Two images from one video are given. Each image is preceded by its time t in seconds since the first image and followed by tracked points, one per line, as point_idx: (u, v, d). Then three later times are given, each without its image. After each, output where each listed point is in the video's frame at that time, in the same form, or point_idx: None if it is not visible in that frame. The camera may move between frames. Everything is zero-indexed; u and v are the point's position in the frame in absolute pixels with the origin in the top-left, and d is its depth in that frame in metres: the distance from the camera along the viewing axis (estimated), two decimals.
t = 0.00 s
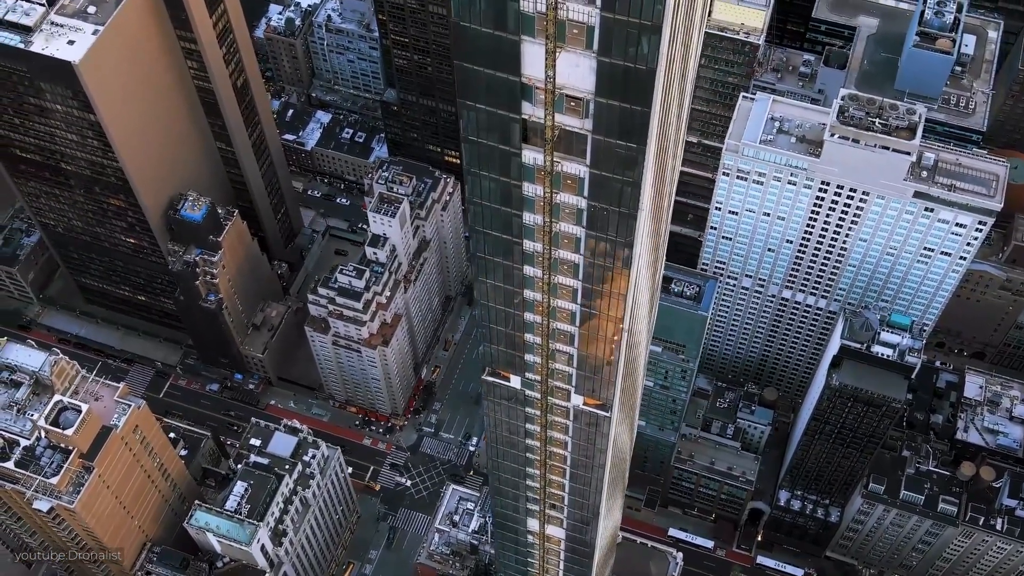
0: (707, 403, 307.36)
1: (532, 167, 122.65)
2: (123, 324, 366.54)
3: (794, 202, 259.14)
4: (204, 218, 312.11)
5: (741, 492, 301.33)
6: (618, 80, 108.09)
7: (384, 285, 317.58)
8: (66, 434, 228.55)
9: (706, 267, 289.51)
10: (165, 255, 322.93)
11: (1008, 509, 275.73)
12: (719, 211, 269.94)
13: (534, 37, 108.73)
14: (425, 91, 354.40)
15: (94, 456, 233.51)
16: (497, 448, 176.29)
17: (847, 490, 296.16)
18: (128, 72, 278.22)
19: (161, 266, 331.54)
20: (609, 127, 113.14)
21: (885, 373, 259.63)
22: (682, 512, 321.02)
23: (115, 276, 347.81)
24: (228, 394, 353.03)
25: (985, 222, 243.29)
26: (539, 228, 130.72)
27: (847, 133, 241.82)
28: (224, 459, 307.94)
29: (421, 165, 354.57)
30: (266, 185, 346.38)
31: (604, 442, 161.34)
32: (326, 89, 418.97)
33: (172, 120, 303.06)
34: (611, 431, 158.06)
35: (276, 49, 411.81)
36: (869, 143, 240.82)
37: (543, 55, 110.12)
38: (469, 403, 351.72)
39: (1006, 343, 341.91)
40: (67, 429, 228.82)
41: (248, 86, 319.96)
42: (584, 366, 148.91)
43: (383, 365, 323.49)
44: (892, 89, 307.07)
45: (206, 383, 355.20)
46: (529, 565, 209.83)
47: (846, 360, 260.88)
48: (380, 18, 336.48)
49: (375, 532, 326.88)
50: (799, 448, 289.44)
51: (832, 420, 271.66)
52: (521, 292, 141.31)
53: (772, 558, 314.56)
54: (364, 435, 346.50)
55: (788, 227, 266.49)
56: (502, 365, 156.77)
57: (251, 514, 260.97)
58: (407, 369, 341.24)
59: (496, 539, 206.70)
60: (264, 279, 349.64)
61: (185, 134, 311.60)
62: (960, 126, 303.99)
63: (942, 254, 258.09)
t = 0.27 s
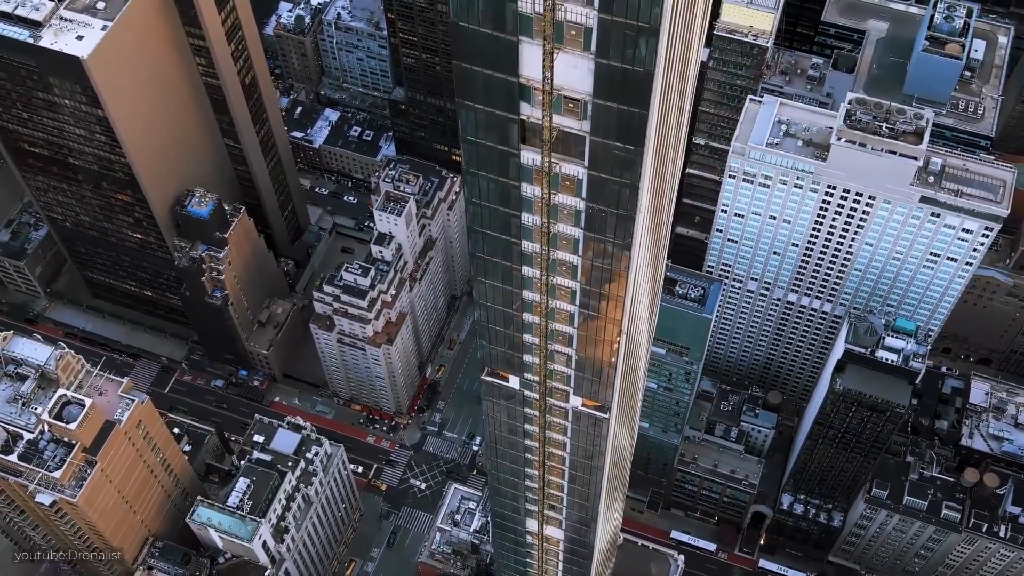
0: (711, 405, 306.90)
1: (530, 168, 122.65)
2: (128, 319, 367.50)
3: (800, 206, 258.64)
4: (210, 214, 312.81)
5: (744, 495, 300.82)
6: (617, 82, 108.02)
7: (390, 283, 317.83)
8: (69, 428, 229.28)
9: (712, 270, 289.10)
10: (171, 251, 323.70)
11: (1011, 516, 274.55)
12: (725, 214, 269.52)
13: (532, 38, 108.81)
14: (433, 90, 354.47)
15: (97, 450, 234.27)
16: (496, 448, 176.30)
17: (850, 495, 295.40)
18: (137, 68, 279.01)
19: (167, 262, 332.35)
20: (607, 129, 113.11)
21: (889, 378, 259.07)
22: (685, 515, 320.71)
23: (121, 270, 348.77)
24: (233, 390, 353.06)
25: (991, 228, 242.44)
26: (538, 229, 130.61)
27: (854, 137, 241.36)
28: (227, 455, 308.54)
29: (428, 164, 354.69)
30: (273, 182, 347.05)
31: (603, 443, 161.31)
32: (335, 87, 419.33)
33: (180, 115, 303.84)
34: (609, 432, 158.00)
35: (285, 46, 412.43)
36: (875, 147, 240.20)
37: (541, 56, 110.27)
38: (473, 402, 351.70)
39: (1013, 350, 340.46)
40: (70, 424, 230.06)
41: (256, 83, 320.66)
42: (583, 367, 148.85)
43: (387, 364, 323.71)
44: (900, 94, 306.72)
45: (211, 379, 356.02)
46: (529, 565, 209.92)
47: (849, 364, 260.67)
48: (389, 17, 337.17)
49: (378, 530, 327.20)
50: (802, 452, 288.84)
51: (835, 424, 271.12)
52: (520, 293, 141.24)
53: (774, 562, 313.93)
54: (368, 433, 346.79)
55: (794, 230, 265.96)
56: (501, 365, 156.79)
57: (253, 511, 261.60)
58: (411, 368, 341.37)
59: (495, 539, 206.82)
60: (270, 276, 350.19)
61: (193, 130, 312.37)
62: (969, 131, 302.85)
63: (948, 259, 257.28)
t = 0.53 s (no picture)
0: (713, 407, 306.81)
1: (529, 168, 122.59)
2: (133, 315, 368.12)
3: (804, 208, 258.21)
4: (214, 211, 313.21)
5: (745, 497, 300.47)
6: (615, 83, 108.06)
7: (393, 282, 317.92)
8: (72, 424, 230.06)
9: (715, 272, 288.76)
10: (175, 248, 324.18)
11: (1013, 521, 273.73)
12: (729, 216, 269.16)
13: (530, 38, 108.86)
14: (438, 89, 354.42)
15: (98, 446, 234.94)
16: (495, 448, 176.37)
17: (852, 498, 295.06)
18: (143, 64, 279.62)
19: (171, 259, 332.96)
20: (605, 130, 113.10)
21: (891, 381, 258.89)
22: (686, 516, 320.52)
23: (126, 267, 349.40)
24: (236, 387, 354.20)
25: (996, 232, 241.79)
26: (535, 230, 130.56)
27: (859, 140, 240.98)
28: (229, 452, 308.93)
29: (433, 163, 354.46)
30: (278, 180, 347.47)
31: (601, 444, 161.27)
32: (341, 85, 419.46)
33: (185, 112, 304.38)
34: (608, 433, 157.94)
35: (292, 44, 412.75)
36: (880, 150, 239.74)
37: (538, 56, 110.40)
38: (476, 402, 351.65)
39: (1017, 354, 339.34)
40: (72, 419, 230.02)
41: (262, 81, 321.12)
42: (581, 368, 148.85)
43: (390, 363, 323.99)
44: (905, 97, 306.02)
45: (214, 375, 356.61)
46: (527, 565, 209.99)
47: (852, 367, 260.86)
48: (395, 16, 337.58)
49: (379, 528, 327.46)
50: (804, 455, 288.38)
51: (837, 427, 270.87)
52: (519, 293, 141.17)
53: (775, 564, 313.52)
54: (371, 431, 347.06)
55: (798, 232, 265.50)
56: (500, 365, 156.83)
57: (254, 509, 261.86)
58: (414, 367, 341.47)
59: (494, 539, 206.91)
60: (274, 274, 350.55)
61: (198, 127, 312.87)
62: (975, 135, 302.02)
63: (952, 263, 256.61)
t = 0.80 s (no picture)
0: (716, 409, 306.47)
1: (526, 169, 122.58)
2: (137, 311, 368.80)
3: (808, 211, 257.75)
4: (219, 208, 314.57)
5: (747, 500, 299.96)
6: (612, 84, 108.05)
7: (397, 281, 318.11)
8: (74, 419, 230.91)
9: (720, 274, 288.36)
10: (180, 244, 324.72)
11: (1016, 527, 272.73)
12: (733, 218, 268.87)
13: (528, 39, 108.82)
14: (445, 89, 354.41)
15: (100, 441, 235.59)
16: (494, 448, 176.34)
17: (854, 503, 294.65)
18: (150, 60, 280.28)
19: (176, 255, 333.57)
20: (602, 131, 113.04)
21: (893, 385, 258.46)
22: (688, 518, 320.16)
23: (131, 263, 350.12)
24: (240, 384, 355.04)
25: (1001, 237, 241.10)
26: (533, 230, 130.52)
27: (864, 143, 240.51)
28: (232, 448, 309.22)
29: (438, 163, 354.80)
30: (283, 177, 347.96)
31: (600, 445, 161.17)
32: (348, 83, 419.46)
33: (192, 109, 304.98)
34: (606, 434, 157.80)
35: (299, 42, 413.09)
36: (885, 154, 239.36)
37: (535, 57, 110.39)
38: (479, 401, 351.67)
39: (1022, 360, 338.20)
40: (75, 414, 231.02)
41: (268, 79, 321.64)
42: (579, 369, 148.79)
43: (393, 361, 324.16)
44: (911, 101, 305.70)
45: (218, 372, 357.15)
46: (526, 565, 209.93)
47: (855, 370, 260.67)
48: (403, 14, 337.96)
49: (381, 527, 327.70)
50: (806, 458, 287.75)
51: (839, 430, 270.55)
52: (517, 293, 141.09)
53: (776, 568, 312.93)
54: (374, 429, 347.24)
55: (802, 235, 265.02)
56: (498, 365, 156.81)
57: (255, 505, 263.38)
58: (417, 366, 341.58)
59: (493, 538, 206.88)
60: (279, 271, 350.98)
61: (204, 124, 313.44)
62: (981, 140, 301.03)
63: (957, 268, 255.95)
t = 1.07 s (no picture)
0: (719, 412, 306.09)
1: (525, 169, 122.60)
2: (143, 307, 369.55)
3: (813, 214, 257.40)
4: (226, 205, 313.33)
5: (750, 503, 299.47)
6: (609, 87, 108.12)
7: (402, 280, 318.30)
8: (77, 414, 231.39)
9: (724, 276, 288.07)
10: (186, 241, 325.41)
11: (1018, 533, 271.58)
12: (738, 220, 268.49)
13: (526, 40, 108.98)
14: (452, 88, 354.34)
15: (103, 436, 236.21)
16: (493, 448, 176.40)
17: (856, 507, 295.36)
18: (157, 57, 281.10)
19: (182, 251, 334.36)
20: (599, 133, 113.11)
21: (897, 390, 258.27)
22: (690, 521, 319.71)
23: (137, 259, 350.83)
24: (244, 381, 355.63)
25: (1006, 242, 240.35)
26: (532, 231, 130.60)
27: (870, 147, 239.00)
28: (236, 445, 309.68)
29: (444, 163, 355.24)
30: (290, 175, 348.58)
31: (598, 446, 161.20)
32: (356, 82, 419.59)
33: (199, 106, 305.64)
34: (604, 435, 157.81)
35: (307, 40, 413.36)
36: (891, 158, 238.36)
37: (533, 58, 110.45)
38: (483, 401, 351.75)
39: None
40: (77, 409, 231.37)
41: (275, 76, 322.13)
42: (577, 370, 148.73)
43: (397, 360, 324.24)
44: (920, 104, 305.19)
45: (223, 369, 357.81)
46: (525, 565, 210.05)
47: (859, 375, 260.42)
48: (410, 13, 337.98)
49: (383, 525, 328.06)
50: (809, 461, 287.05)
51: (842, 434, 270.31)
52: (515, 294, 141.17)
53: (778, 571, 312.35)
54: (377, 427, 347.28)
55: (807, 238, 264.61)
56: (497, 366, 156.98)
57: (257, 502, 263.28)
58: (421, 364, 341.69)
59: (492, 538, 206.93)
60: (284, 269, 351.47)
61: (211, 121, 314.12)
62: (989, 144, 300.17)
63: (962, 273, 255.36)
